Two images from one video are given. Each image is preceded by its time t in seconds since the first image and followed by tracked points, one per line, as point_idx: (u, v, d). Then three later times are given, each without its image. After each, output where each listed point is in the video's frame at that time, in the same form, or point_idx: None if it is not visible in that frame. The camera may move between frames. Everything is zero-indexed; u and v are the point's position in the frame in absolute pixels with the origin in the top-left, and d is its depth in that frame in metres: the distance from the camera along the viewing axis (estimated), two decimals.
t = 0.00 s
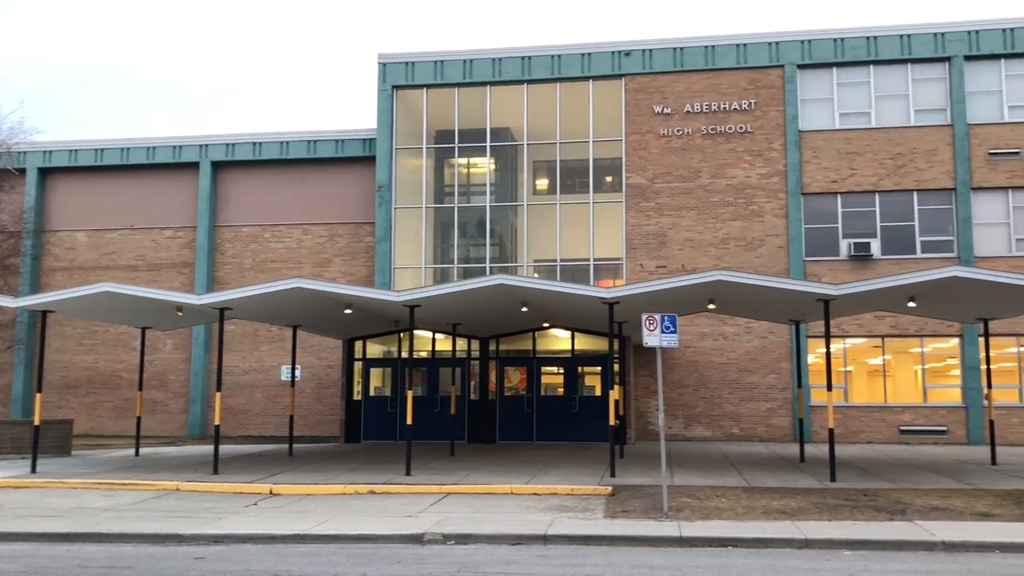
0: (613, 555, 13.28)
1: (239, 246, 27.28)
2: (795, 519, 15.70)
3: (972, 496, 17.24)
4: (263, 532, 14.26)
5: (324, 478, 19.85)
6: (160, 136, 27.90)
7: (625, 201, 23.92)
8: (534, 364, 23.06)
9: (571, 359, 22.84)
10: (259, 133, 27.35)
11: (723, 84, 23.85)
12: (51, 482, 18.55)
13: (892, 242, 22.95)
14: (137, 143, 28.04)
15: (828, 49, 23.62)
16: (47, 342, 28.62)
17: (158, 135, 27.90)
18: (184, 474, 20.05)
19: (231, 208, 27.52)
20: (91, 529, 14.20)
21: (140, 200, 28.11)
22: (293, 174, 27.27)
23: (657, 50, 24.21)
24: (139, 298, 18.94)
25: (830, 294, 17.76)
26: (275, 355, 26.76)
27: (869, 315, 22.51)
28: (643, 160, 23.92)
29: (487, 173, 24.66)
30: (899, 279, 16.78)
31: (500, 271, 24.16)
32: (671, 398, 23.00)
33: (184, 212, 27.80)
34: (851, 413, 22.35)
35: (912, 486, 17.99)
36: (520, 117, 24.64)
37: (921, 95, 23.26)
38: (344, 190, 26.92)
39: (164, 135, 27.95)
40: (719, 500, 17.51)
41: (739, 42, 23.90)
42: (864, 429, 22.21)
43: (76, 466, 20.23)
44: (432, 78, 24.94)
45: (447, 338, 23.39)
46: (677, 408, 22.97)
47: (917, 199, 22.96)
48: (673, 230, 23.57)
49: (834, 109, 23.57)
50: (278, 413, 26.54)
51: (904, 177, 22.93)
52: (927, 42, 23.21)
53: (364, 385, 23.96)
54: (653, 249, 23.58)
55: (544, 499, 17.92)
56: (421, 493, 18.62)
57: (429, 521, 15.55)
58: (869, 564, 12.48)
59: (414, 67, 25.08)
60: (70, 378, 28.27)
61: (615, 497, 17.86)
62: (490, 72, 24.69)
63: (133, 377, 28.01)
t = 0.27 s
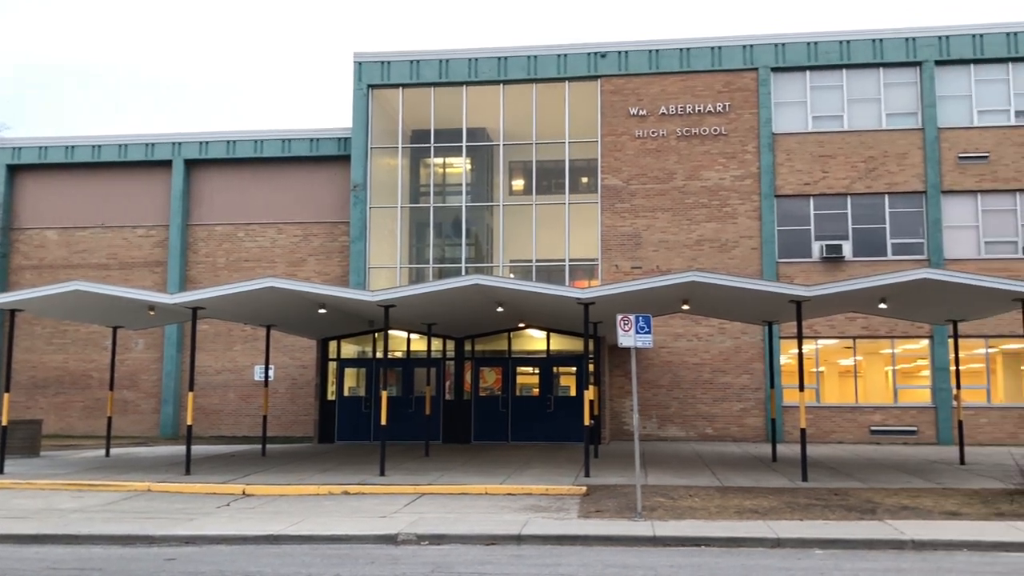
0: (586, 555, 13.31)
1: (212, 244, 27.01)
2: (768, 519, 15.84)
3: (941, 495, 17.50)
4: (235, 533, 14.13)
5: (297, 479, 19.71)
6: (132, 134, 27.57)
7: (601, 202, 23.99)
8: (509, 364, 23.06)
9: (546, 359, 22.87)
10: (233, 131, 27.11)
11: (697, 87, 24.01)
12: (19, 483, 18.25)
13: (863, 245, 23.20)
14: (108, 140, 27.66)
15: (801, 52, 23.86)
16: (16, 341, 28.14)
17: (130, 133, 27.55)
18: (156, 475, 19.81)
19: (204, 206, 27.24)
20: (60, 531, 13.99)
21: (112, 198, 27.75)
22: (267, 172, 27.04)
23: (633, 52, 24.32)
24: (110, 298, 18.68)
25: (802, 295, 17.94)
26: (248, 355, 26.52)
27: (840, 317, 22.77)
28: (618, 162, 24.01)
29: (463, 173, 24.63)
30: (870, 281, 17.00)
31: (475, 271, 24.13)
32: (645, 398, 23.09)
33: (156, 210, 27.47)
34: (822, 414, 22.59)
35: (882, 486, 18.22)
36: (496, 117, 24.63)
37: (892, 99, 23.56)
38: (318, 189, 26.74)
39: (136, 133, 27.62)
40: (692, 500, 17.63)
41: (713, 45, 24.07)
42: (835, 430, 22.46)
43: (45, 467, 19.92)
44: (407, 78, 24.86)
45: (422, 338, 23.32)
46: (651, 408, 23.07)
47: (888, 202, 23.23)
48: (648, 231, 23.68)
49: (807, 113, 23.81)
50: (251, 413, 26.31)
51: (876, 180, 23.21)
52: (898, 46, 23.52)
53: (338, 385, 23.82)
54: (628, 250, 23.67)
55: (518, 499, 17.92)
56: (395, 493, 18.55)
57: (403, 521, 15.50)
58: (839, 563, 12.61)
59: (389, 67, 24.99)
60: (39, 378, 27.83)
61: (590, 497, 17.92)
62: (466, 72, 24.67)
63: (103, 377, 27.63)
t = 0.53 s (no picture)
0: (562, 556, 13.31)
1: (186, 244, 26.71)
2: (742, 519, 15.94)
3: (912, 495, 17.71)
4: (208, 535, 13.97)
5: (271, 480, 19.55)
6: (105, 131, 27.20)
7: (577, 203, 24.03)
8: (485, 365, 23.02)
9: (523, 360, 22.86)
10: (207, 130, 26.83)
11: (674, 89, 24.12)
12: None
13: (837, 247, 23.40)
14: (80, 137, 27.27)
15: (777, 56, 24.05)
16: None
17: (103, 130, 27.18)
18: (128, 476, 19.55)
19: (178, 205, 26.94)
20: (29, 533, 13.76)
21: (84, 196, 27.36)
22: (242, 172, 26.79)
23: (610, 54, 24.39)
24: (81, 297, 18.39)
25: (777, 297, 18.07)
26: (222, 355, 26.27)
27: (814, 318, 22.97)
28: (595, 163, 24.06)
29: (440, 174, 24.56)
30: (843, 283, 17.18)
31: (452, 271, 24.06)
32: (621, 399, 23.15)
33: (129, 209, 27.13)
34: (796, 414, 22.79)
35: (855, 486, 18.40)
36: (474, 118, 24.59)
37: (866, 102, 23.81)
38: (294, 188, 26.53)
39: (109, 131, 27.25)
40: (667, 500, 17.70)
41: (690, 48, 24.19)
42: (809, 430, 22.66)
43: (14, 469, 19.59)
44: (384, 77, 24.75)
45: (398, 338, 23.21)
46: (627, 409, 23.13)
47: (862, 205, 23.45)
48: (624, 233, 23.75)
49: (782, 115, 24.00)
50: (225, 414, 26.05)
51: (849, 183, 23.43)
52: (872, 50, 23.77)
53: (313, 385, 23.65)
54: (605, 251, 23.71)
55: (494, 500, 17.89)
56: (370, 494, 18.45)
57: (379, 522, 15.42)
58: (812, 563, 12.72)
59: (366, 66, 24.87)
60: (8, 378, 27.37)
61: (565, 498, 17.94)
62: (444, 72, 24.61)
63: (75, 377, 27.23)
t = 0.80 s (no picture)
0: (539, 556, 13.31)
1: (162, 243, 26.43)
2: (718, 519, 16.04)
3: (885, 494, 17.91)
4: (183, 536, 13.83)
5: (247, 481, 19.40)
6: (79, 129, 26.85)
7: (556, 204, 24.06)
8: (463, 365, 22.98)
9: (501, 361, 22.85)
10: (183, 128, 26.57)
11: (652, 91, 24.23)
12: None
13: (813, 248, 23.59)
14: (54, 135, 26.89)
15: (754, 58, 24.22)
16: None
17: (77, 128, 26.83)
18: (101, 477, 19.31)
19: (153, 204, 26.66)
20: None
21: (57, 194, 27.00)
22: (219, 170, 26.56)
23: (589, 55, 24.44)
24: (55, 296, 18.13)
25: (753, 298, 18.19)
26: (198, 355, 26.02)
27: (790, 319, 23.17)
28: (574, 164, 24.10)
29: (418, 173, 24.48)
30: (818, 284, 17.33)
31: (430, 271, 23.99)
32: (599, 399, 23.21)
33: (104, 208, 26.81)
34: (772, 414, 22.96)
35: (830, 485, 18.57)
36: (452, 117, 24.55)
37: (842, 105, 24.04)
38: (271, 188, 26.35)
39: (83, 128, 26.91)
40: (644, 500, 17.77)
41: (668, 49, 24.30)
42: (784, 430, 22.84)
43: None
44: (362, 76, 24.64)
45: (375, 339, 23.10)
46: (604, 409, 23.19)
47: (837, 207, 23.66)
48: (603, 233, 23.80)
49: (759, 117, 24.18)
50: (201, 414, 25.80)
51: (825, 185, 23.63)
52: (848, 53, 24.01)
53: (289, 386, 23.49)
54: (583, 252, 23.75)
55: (471, 501, 17.87)
56: (347, 495, 18.36)
57: (355, 523, 15.34)
58: (788, 562, 12.82)
59: (344, 64, 24.75)
60: None
61: (543, 498, 17.95)
62: (422, 71, 24.54)
63: (47, 377, 26.86)
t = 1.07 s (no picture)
0: (518, 555, 13.29)
1: (138, 241, 26.14)
2: (697, 517, 16.11)
3: (862, 492, 18.07)
4: (160, 537, 13.68)
5: (224, 481, 19.23)
6: (54, 126, 26.49)
7: (536, 203, 24.06)
8: (443, 365, 22.92)
9: (480, 360, 22.83)
10: (160, 125, 26.29)
11: (632, 91, 24.29)
12: None
13: (790, 248, 23.74)
14: (28, 132, 26.52)
15: (733, 59, 24.34)
16: None
17: (52, 124, 26.48)
18: (76, 478, 19.07)
19: (129, 202, 26.36)
20: None
21: (32, 192, 26.64)
22: (196, 168, 26.32)
23: (569, 55, 24.46)
24: (28, 295, 17.88)
25: (732, 298, 18.27)
26: (175, 354, 25.77)
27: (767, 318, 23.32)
28: (554, 163, 24.11)
29: (397, 172, 24.39)
30: (796, 285, 17.46)
31: (409, 270, 23.90)
32: (578, 399, 23.23)
33: (79, 206, 26.48)
34: (750, 413, 23.09)
35: (807, 484, 18.71)
36: (432, 116, 24.47)
37: (819, 106, 24.22)
38: (249, 186, 26.15)
39: (58, 125, 26.56)
40: (623, 499, 17.81)
41: (648, 50, 24.37)
42: (762, 429, 22.98)
43: None
44: (342, 75, 24.50)
45: (354, 338, 22.97)
46: (584, 409, 23.22)
47: (815, 207, 23.83)
48: (583, 233, 23.83)
49: (738, 118, 24.31)
50: (177, 414, 25.55)
51: (803, 185, 23.78)
52: (826, 55, 24.20)
53: (267, 385, 23.32)
54: (563, 251, 23.77)
55: (451, 501, 17.83)
56: (326, 495, 18.26)
57: (334, 523, 15.25)
58: (766, 560, 12.90)
59: (323, 62, 24.61)
60: None
61: (522, 497, 17.95)
62: (402, 69, 24.45)
63: (21, 377, 26.49)
